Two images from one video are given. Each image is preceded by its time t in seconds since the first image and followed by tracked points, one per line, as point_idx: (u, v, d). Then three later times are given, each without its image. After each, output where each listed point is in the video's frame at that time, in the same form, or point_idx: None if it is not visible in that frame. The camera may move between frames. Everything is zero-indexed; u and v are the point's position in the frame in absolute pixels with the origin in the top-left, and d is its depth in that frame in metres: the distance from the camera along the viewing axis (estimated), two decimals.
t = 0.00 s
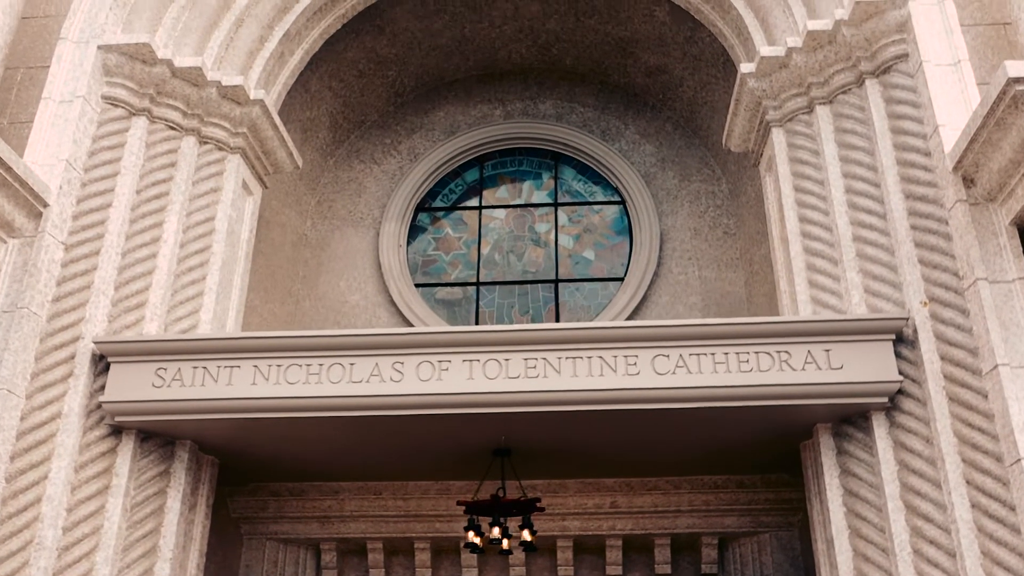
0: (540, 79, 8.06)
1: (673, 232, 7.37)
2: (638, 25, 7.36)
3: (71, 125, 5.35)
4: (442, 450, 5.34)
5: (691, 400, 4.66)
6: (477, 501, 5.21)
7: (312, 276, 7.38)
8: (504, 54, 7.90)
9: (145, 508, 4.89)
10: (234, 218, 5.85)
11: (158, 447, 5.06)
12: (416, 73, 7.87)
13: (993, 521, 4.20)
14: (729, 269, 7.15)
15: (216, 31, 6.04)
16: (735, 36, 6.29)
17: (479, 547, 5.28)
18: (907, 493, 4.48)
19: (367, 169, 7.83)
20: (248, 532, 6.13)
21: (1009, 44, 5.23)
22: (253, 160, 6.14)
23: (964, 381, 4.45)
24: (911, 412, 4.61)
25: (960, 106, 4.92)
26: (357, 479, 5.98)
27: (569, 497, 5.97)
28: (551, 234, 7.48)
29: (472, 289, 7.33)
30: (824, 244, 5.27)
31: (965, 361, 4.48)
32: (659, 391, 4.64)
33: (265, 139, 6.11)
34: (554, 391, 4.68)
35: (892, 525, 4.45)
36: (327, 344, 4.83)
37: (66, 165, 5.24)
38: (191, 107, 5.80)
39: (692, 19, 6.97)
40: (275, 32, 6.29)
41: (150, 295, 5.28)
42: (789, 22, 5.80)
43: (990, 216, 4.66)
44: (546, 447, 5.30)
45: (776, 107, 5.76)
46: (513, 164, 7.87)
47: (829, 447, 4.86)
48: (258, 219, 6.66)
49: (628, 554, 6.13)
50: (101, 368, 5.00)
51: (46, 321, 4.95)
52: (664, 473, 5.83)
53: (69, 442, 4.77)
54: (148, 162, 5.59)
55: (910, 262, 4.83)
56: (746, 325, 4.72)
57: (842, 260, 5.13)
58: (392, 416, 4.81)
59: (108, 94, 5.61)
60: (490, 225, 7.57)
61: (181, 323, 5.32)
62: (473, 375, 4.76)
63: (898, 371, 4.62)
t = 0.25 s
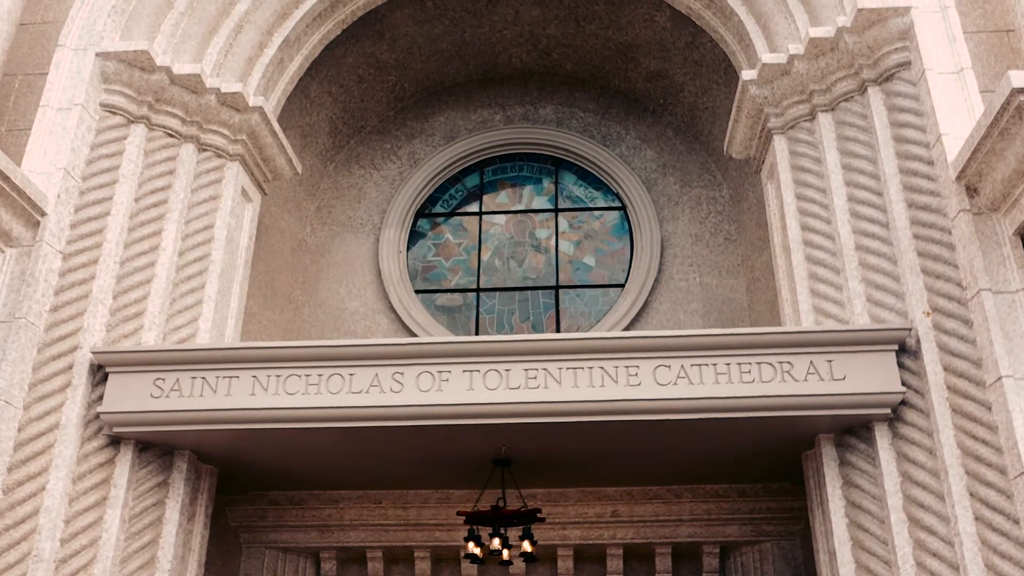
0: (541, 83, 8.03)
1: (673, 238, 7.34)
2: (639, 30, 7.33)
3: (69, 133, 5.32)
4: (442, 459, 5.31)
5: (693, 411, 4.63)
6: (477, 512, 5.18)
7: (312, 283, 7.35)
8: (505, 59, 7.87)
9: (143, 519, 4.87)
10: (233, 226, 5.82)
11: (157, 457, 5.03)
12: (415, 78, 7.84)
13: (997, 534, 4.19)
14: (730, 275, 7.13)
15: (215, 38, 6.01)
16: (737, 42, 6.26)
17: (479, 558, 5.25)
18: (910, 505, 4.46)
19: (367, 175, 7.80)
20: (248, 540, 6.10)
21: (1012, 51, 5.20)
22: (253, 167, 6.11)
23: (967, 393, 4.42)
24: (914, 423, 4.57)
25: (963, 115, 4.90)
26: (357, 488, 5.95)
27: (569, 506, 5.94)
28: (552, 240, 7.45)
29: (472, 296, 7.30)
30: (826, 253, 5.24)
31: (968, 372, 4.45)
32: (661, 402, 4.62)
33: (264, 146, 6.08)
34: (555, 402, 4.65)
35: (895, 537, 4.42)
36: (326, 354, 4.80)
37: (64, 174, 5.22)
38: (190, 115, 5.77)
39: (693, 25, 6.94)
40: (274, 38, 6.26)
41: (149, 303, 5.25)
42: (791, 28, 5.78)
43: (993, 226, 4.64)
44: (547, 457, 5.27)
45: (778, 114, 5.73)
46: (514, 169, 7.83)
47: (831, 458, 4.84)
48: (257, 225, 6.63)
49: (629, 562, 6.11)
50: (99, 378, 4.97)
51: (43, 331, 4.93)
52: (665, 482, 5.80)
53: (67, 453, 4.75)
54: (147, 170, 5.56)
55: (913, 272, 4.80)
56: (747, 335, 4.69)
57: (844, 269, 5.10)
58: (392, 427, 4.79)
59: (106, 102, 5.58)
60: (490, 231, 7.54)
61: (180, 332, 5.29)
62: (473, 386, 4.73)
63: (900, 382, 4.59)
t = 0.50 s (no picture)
0: (541, 89, 7.99)
1: (674, 245, 7.30)
2: (640, 36, 7.30)
3: (66, 143, 5.29)
4: (441, 472, 5.27)
5: (694, 425, 4.59)
6: (476, 524, 5.14)
7: (311, 290, 7.32)
8: (505, 65, 7.83)
9: (140, 533, 4.83)
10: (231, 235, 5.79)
11: (154, 470, 5.00)
12: (415, 84, 7.81)
13: (1001, 550, 4.16)
14: (731, 283, 7.09)
15: (213, 46, 5.97)
16: (738, 49, 6.23)
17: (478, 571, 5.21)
18: (913, 520, 4.42)
19: (366, 181, 7.76)
20: (246, 551, 6.06)
21: (1015, 60, 5.17)
22: (251, 175, 6.08)
23: (971, 407, 4.39)
24: (917, 437, 4.53)
25: (966, 125, 4.87)
26: (356, 499, 5.91)
27: (570, 517, 5.90)
28: (552, 247, 7.41)
29: (471, 303, 7.26)
30: (828, 263, 5.21)
31: (972, 387, 4.42)
32: (662, 415, 4.58)
33: (263, 154, 6.05)
34: (556, 416, 4.61)
35: (898, 552, 4.39)
36: (325, 367, 4.77)
37: (61, 184, 5.19)
38: (187, 123, 5.73)
39: (694, 31, 6.91)
40: (273, 45, 6.23)
41: (147, 314, 5.21)
42: (793, 36, 5.76)
43: (997, 238, 4.61)
44: (547, 469, 5.23)
45: (779, 123, 5.69)
46: (513, 176, 7.80)
47: (834, 471, 4.80)
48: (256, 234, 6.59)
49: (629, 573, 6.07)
50: (96, 391, 4.94)
51: (40, 343, 4.90)
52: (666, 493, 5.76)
53: (63, 466, 4.71)
54: (145, 179, 5.53)
55: (916, 283, 4.76)
56: (749, 349, 4.65)
57: (847, 280, 5.07)
58: (391, 440, 4.75)
59: (104, 111, 5.54)
60: (490, 238, 7.50)
61: (177, 344, 5.25)
62: (473, 399, 4.69)
63: (904, 396, 4.55)
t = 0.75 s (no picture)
0: (542, 95, 7.96)
1: (676, 253, 7.26)
2: (642, 42, 7.27)
3: (65, 153, 5.25)
4: (442, 484, 5.24)
5: (698, 439, 4.56)
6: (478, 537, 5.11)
7: (311, 298, 7.28)
8: (506, 71, 7.80)
9: (139, 547, 4.79)
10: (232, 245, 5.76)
11: (154, 483, 4.96)
12: (415, 90, 7.77)
13: (1007, 566, 4.13)
14: (733, 291, 7.06)
15: (213, 54, 5.94)
16: (741, 57, 6.19)
17: None
18: (918, 535, 4.39)
19: (366, 188, 7.73)
20: (246, 562, 6.03)
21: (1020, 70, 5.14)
22: (252, 184, 6.05)
23: (976, 422, 4.37)
24: (922, 451, 4.51)
25: (971, 136, 4.84)
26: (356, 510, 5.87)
27: (572, 528, 5.87)
28: (553, 255, 7.38)
29: (472, 311, 7.22)
30: (832, 274, 5.18)
31: (977, 401, 4.40)
32: (665, 429, 4.55)
33: (263, 163, 6.02)
34: (558, 430, 4.58)
35: (903, 568, 4.36)
36: (326, 380, 4.73)
37: (60, 195, 5.15)
38: (187, 133, 5.70)
39: (696, 39, 6.88)
40: (274, 53, 6.19)
41: (146, 325, 5.18)
42: (796, 45, 5.74)
43: (1002, 251, 4.59)
44: (549, 481, 5.20)
45: (782, 132, 5.66)
46: (514, 183, 7.76)
47: (838, 484, 4.77)
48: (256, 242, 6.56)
49: None
50: (94, 403, 4.91)
51: (39, 356, 4.87)
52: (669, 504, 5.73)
53: (62, 480, 4.68)
54: (144, 189, 5.49)
55: (920, 296, 4.73)
56: (753, 362, 4.62)
57: (851, 292, 5.03)
58: (392, 454, 4.71)
59: (103, 120, 5.51)
60: (491, 245, 7.47)
61: (177, 355, 5.22)
62: (474, 413, 4.66)
63: (908, 410, 4.52)
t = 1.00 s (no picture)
0: (544, 102, 7.93)
1: (679, 261, 7.24)
2: (644, 49, 7.25)
3: (65, 164, 5.23)
4: (445, 497, 5.22)
5: (702, 453, 4.54)
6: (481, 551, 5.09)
7: (312, 306, 7.26)
8: (507, 78, 7.77)
9: (140, 561, 4.77)
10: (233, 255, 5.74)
11: (155, 496, 4.94)
12: (417, 97, 7.75)
13: None
14: (736, 300, 7.03)
15: (214, 63, 5.91)
16: (744, 65, 6.16)
17: None
18: (923, 550, 4.36)
19: (368, 195, 7.70)
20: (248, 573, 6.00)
21: None
22: (253, 194, 6.02)
23: (983, 436, 4.34)
24: (928, 465, 4.48)
25: (977, 148, 4.81)
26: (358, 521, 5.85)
27: (574, 539, 5.85)
28: (556, 262, 7.35)
29: (474, 320, 7.20)
30: (836, 286, 5.15)
31: (984, 416, 4.37)
32: (670, 444, 4.52)
33: (264, 172, 5.99)
34: (562, 444, 4.55)
35: None
36: (328, 393, 4.71)
37: (60, 206, 5.12)
38: (188, 142, 5.67)
39: (699, 46, 6.86)
40: (275, 61, 6.16)
41: (147, 337, 5.16)
42: (800, 54, 5.71)
43: (1009, 264, 4.56)
44: (552, 494, 5.18)
45: (786, 142, 5.63)
46: (516, 190, 7.73)
47: (843, 498, 4.74)
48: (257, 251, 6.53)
49: None
50: (96, 416, 4.89)
51: (39, 369, 4.84)
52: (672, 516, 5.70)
53: (63, 494, 4.65)
54: (145, 200, 5.47)
55: (926, 308, 4.71)
56: (758, 376, 4.60)
57: (855, 303, 5.01)
58: (395, 468, 4.69)
59: (104, 130, 5.48)
60: (493, 253, 7.44)
61: (178, 367, 5.19)
62: (478, 426, 4.63)
63: (914, 424, 4.49)
